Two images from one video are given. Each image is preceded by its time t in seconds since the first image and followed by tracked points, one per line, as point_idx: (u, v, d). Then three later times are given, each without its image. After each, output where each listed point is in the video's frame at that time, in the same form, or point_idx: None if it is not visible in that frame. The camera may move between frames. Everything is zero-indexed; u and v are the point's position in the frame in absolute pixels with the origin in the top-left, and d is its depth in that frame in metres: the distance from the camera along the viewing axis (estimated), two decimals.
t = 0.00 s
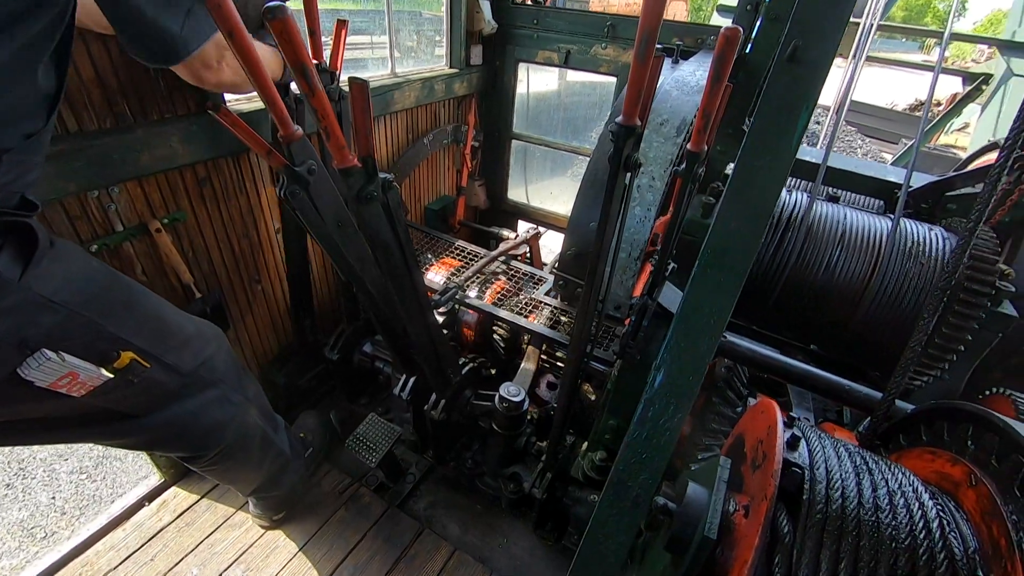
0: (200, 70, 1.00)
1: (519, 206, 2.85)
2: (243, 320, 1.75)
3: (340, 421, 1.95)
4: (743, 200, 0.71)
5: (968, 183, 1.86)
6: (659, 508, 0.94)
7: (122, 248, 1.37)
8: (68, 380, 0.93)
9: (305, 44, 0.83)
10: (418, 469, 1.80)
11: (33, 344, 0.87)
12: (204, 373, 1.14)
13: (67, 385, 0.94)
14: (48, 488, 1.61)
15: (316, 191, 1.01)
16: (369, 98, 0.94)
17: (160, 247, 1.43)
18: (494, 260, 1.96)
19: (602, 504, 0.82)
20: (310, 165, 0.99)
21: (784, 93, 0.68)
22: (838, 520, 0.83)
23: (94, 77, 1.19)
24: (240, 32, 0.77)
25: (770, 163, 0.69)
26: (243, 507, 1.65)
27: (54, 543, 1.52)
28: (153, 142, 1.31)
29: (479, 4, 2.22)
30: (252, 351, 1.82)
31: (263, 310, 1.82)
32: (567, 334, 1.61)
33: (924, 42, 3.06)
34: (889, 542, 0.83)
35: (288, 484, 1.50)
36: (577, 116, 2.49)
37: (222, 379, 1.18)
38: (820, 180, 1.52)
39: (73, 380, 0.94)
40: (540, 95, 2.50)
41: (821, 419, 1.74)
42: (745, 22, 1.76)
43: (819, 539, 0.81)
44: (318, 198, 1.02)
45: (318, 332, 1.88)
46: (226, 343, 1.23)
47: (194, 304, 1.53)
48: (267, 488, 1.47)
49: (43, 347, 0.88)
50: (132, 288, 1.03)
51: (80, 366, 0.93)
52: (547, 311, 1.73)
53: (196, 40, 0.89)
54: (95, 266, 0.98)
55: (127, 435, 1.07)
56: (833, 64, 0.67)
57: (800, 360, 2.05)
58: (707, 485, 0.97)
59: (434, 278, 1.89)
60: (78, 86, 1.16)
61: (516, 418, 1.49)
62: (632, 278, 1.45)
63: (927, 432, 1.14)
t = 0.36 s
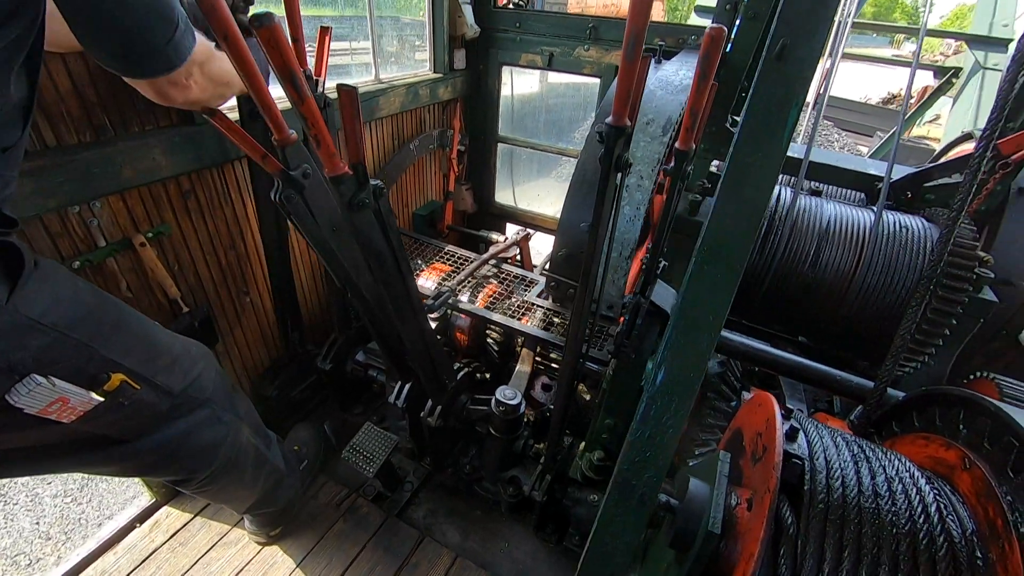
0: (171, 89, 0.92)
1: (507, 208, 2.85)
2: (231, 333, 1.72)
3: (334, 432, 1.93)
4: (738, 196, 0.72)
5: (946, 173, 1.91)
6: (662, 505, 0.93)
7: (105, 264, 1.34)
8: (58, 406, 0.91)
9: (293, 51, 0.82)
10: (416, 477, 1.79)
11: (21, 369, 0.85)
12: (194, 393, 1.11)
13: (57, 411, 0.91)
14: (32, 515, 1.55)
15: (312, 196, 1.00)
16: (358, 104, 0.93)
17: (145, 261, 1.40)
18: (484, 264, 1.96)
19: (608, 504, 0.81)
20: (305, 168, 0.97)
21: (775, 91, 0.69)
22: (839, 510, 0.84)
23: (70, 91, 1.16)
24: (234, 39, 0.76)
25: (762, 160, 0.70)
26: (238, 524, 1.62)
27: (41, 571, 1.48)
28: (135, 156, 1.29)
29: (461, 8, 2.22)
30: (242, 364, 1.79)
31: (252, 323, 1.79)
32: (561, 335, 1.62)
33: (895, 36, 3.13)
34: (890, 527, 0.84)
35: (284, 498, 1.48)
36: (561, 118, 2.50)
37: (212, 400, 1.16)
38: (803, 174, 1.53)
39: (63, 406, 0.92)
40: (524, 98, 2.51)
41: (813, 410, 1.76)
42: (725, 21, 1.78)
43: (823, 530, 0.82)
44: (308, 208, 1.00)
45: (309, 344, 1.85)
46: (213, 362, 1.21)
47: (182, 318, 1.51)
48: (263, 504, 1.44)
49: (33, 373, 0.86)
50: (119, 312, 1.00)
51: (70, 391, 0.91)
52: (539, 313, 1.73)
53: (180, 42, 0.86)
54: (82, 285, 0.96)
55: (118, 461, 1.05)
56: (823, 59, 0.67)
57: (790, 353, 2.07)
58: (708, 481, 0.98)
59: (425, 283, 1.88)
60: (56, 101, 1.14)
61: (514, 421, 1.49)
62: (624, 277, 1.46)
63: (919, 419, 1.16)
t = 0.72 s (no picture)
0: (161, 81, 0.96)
1: (487, 216, 2.84)
2: (209, 354, 1.68)
3: (319, 450, 1.89)
4: (717, 207, 0.72)
5: (912, 171, 1.96)
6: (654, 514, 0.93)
7: (73, 290, 1.29)
8: (37, 432, 0.87)
9: (263, 70, 0.80)
10: (404, 493, 1.76)
11: None
12: (179, 408, 1.07)
13: (36, 437, 0.87)
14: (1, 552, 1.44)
15: (283, 218, 0.99)
16: (333, 122, 0.92)
17: (114, 286, 1.35)
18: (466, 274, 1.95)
19: (599, 517, 0.81)
20: (275, 192, 0.95)
21: (749, 102, 0.69)
22: (827, 510, 0.86)
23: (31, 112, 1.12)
24: (192, 59, 0.73)
25: (740, 171, 0.71)
26: (222, 551, 1.57)
27: None
28: (102, 176, 1.25)
29: (434, 18, 2.21)
30: (221, 385, 1.75)
31: (230, 342, 1.75)
32: (546, 343, 1.62)
33: (858, 37, 3.23)
34: (876, 526, 0.86)
35: (270, 521, 1.45)
36: (538, 124, 2.51)
37: (200, 414, 1.12)
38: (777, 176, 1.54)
39: (42, 432, 0.88)
40: (500, 106, 2.51)
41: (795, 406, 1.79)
42: (695, 27, 1.81)
43: (812, 532, 0.83)
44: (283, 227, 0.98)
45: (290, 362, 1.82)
46: (202, 373, 1.17)
47: (155, 342, 1.44)
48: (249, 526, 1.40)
49: (9, 401, 0.82)
50: (98, 328, 0.96)
51: (49, 416, 0.87)
52: (524, 321, 1.72)
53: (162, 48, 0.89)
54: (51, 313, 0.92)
55: (105, 479, 1.01)
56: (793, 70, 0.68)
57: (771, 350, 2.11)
58: (698, 486, 0.98)
59: (407, 296, 1.86)
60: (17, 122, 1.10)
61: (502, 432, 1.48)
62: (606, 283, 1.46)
63: (899, 413, 1.18)
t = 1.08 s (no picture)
0: (106, 129, 0.92)
1: (468, 226, 2.85)
2: (187, 378, 1.66)
3: (305, 470, 1.88)
4: (685, 223, 0.75)
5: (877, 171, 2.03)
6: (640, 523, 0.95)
7: (44, 321, 1.27)
8: (4, 481, 0.85)
9: (233, 101, 0.81)
10: (394, 509, 1.76)
11: None
12: (154, 446, 1.07)
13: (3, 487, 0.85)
14: None
15: (259, 244, 0.98)
16: (306, 147, 0.92)
17: (87, 315, 1.33)
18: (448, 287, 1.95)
19: (585, 531, 0.82)
20: (250, 217, 0.94)
21: (712, 121, 0.72)
22: (804, 510, 0.88)
23: None
24: (160, 92, 0.73)
25: (706, 187, 0.73)
26: None
27: None
28: (71, 206, 1.23)
29: (407, 32, 2.23)
30: (202, 410, 1.73)
31: (209, 366, 1.72)
32: (529, 353, 1.63)
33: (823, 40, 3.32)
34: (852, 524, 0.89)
35: (257, 546, 1.43)
36: (515, 134, 2.54)
37: (175, 454, 1.12)
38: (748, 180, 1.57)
39: (10, 480, 0.86)
40: (477, 116, 2.54)
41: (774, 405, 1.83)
42: (663, 36, 1.86)
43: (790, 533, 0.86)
44: (260, 253, 0.98)
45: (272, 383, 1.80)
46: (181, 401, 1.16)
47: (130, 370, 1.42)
48: (236, 553, 1.38)
49: None
50: (66, 369, 0.96)
51: (17, 463, 0.86)
52: (507, 332, 1.73)
53: (111, 83, 0.87)
54: (21, 350, 0.91)
55: (85, 517, 0.99)
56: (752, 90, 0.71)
57: (750, 350, 2.15)
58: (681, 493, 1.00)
59: (389, 311, 1.86)
60: None
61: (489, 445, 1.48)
62: (586, 292, 1.48)
63: (872, 410, 1.22)
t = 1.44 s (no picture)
0: (95, 137, 0.90)
1: (453, 228, 2.84)
2: (170, 390, 1.62)
3: (295, 479, 1.85)
4: (673, 222, 0.74)
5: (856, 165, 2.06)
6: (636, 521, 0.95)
7: (18, 336, 1.23)
8: None
9: (211, 106, 0.79)
10: (387, 515, 1.74)
11: None
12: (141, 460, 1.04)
13: None
14: None
15: (242, 253, 0.96)
16: (287, 152, 0.90)
17: (63, 329, 1.29)
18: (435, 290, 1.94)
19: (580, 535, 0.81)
20: (230, 224, 0.92)
21: (698, 119, 0.72)
22: (796, 504, 0.89)
23: None
24: (135, 100, 0.71)
25: (693, 185, 0.73)
26: None
27: None
28: (46, 216, 1.20)
29: (387, 34, 2.21)
30: (186, 421, 1.69)
31: (192, 376, 1.69)
32: (519, 355, 1.62)
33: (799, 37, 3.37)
34: (844, 515, 0.90)
35: (249, 557, 1.41)
36: (498, 134, 2.53)
37: (169, 456, 1.09)
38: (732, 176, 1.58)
39: None
40: (459, 118, 2.52)
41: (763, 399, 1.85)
42: (644, 35, 1.87)
43: (785, 527, 0.87)
44: (242, 262, 0.96)
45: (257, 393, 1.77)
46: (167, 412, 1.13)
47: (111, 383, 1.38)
48: (227, 566, 1.36)
49: None
50: (47, 382, 0.94)
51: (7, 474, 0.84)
52: (496, 334, 1.73)
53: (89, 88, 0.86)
54: None
55: (72, 535, 0.97)
56: (736, 88, 0.71)
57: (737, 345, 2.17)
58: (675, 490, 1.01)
59: (377, 315, 1.84)
60: None
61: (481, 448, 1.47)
62: (575, 292, 1.48)
63: (858, 401, 1.24)
